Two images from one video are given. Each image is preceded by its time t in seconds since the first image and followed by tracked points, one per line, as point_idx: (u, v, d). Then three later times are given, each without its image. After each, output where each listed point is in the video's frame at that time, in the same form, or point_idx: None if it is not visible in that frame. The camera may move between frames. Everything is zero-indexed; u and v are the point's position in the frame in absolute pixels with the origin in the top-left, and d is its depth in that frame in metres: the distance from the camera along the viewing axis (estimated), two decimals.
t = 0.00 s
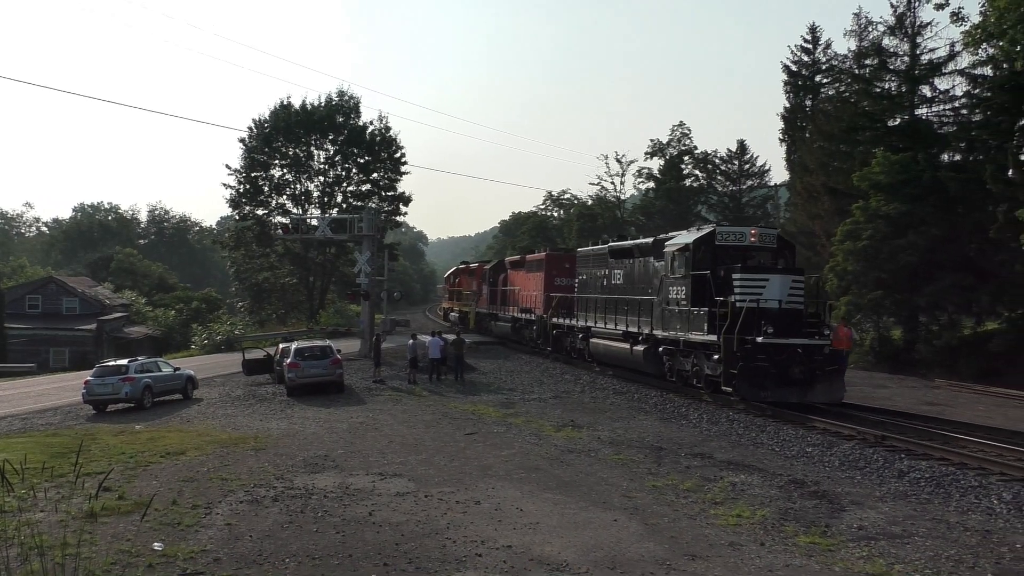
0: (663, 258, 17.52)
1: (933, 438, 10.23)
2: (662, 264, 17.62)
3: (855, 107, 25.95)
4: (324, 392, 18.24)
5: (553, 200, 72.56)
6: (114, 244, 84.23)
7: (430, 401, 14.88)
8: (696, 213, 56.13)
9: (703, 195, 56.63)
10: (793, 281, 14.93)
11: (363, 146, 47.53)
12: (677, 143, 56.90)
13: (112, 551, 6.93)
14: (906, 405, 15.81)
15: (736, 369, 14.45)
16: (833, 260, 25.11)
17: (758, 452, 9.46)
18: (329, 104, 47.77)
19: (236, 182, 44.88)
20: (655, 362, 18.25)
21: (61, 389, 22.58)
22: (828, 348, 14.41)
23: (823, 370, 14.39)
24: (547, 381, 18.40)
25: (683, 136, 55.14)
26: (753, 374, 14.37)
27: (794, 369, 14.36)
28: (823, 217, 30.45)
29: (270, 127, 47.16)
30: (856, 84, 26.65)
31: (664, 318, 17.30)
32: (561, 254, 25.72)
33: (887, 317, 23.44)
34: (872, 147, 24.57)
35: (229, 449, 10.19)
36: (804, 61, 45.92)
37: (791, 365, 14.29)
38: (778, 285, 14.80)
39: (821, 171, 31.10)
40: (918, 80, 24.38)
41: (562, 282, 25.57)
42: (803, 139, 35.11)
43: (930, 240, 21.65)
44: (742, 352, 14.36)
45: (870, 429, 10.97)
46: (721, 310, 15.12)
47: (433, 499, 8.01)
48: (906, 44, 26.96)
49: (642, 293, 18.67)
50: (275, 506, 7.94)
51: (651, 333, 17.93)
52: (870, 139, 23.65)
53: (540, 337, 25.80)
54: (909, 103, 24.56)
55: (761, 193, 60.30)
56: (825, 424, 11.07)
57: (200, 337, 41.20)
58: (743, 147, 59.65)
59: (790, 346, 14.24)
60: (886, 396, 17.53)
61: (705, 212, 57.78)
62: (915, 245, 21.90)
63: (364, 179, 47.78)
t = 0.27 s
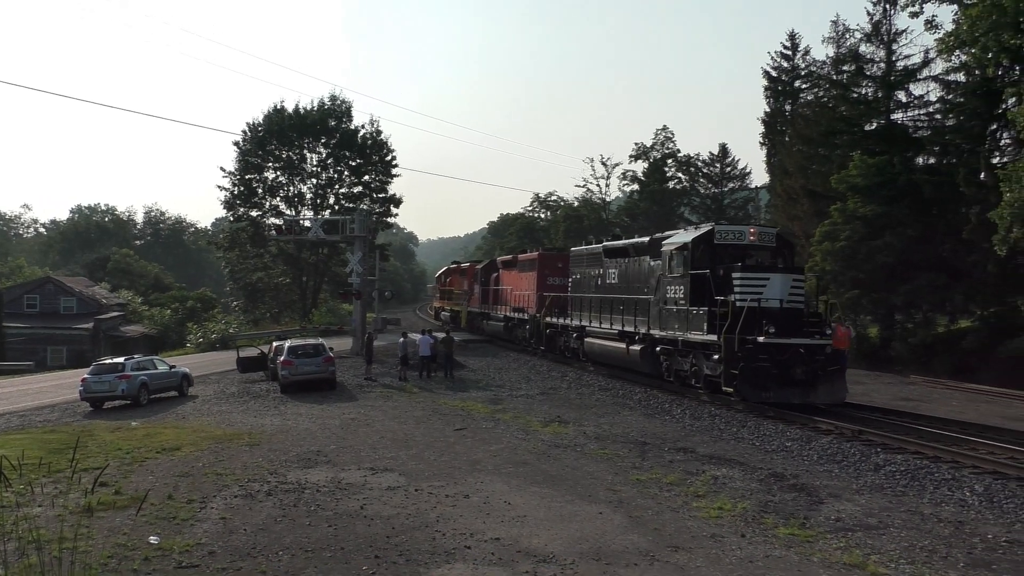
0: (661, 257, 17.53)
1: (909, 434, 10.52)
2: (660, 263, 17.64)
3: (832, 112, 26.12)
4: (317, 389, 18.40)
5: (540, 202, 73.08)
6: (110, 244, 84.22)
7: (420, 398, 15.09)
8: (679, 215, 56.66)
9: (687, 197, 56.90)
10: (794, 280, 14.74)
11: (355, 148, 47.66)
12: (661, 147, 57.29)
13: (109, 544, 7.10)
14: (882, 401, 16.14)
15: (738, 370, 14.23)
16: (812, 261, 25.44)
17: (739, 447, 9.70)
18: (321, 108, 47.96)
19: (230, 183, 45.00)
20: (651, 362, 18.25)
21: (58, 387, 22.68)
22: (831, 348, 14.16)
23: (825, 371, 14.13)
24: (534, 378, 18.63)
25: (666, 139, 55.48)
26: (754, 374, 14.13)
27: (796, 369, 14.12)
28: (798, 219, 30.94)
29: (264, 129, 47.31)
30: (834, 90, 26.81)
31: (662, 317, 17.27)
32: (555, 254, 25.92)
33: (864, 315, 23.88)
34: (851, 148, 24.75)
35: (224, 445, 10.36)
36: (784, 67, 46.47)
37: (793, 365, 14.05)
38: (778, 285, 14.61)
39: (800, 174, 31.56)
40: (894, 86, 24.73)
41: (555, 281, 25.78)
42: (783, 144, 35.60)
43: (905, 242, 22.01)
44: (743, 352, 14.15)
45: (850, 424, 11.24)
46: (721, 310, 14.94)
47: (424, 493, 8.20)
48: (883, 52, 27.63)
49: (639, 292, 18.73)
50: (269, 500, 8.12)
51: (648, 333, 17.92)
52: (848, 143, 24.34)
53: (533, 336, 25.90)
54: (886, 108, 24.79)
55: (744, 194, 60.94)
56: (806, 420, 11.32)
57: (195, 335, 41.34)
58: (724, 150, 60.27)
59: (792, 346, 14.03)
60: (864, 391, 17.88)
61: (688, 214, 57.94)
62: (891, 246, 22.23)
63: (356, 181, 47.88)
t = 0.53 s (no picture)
0: (657, 257, 17.57)
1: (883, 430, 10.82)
2: (655, 263, 17.69)
3: (808, 117, 26.69)
4: (307, 386, 18.57)
5: (526, 203, 73.50)
6: (106, 245, 84.17)
7: (408, 394, 15.32)
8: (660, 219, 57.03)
9: (669, 200, 57.88)
10: (793, 279, 14.73)
11: (345, 151, 47.87)
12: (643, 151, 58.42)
13: (103, 538, 7.27)
14: (859, 396, 16.51)
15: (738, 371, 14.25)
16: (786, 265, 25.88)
17: (719, 442, 9.94)
18: (312, 111, 48.08)
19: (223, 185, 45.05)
20: (646, 361, 18.27)
21: (52, 384, 22.78)
22: (830, 348, 14.14)
23: (825, 371, 14.12)
24: (519, 375, 18.88)
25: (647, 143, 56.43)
26: (754, 374, 14.16)
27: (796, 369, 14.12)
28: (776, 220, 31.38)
29: (255, 132, 47.36)
30: (810, 95, 27.23)
31: (658, 317, 17.29)
32: (546, 253, 26.16)
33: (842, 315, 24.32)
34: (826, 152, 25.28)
35: (217, 440, 10.53)
36: (763, 72, 46.92)
37: (793, 365, 14.04)
38: (777, 283, 14.60)
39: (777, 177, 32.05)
40: (868, 91, 25.43)
41: (546, 280, 25.98)
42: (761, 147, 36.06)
43: (878, 245, 22.54)
44: (743, 352, 14.14)
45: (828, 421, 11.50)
46: (720, 309, 14.90)
47: (412, 487, 8.39)
48: (858, 58, 27.91)
49: (634, 292, 18.80)
50: (260, 495, 8.30)
51: (644, 332, 17.95)
52: (824, 146, 24.88)
53: (524, 335, 26.02)
54: (860, 113, 25.53)
55: (725, 197, 61.61)
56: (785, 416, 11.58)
57: (188, 334, 41.42)
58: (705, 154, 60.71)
59: (792, 346, 14.01)
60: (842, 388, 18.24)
61: (669, 216, 58.93)
62: (865, 248, 22.75)
63: (346, 183, 48.10)
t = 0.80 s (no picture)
0: (650, 254, 17.34)
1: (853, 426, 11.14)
2: (648, 260, 17.47)
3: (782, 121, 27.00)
4: (294, 380, 18.71)
5: (508, 203, 74.14)
6: (97, 242, 83.92)
7: (392, 389, 15.53)
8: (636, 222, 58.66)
9: (646, 200, 59.68)
10: (788, 278, 14.64)
11: (330, 151, 47.98)
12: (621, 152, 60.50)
13: (92, 530, 7.42)
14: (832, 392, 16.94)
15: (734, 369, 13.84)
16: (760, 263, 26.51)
17: (694, 435, 10.21)
18: (298, 111, 48.07)
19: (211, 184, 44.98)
20: (638, 360, 18.02)
21: (40, 379, 22.82)
22: (827, 347, 13.86)
23: (822, 370, 13.84)
24: (501, 370, 19.11)
25: (627, 144, 58.32)
26: (752, 374, 13.75)
27: (794, 368, 13.78)
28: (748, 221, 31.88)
29: (243, 132, 47.26)
30: (784, 99, 27.55)
31: (651, 316, 17.03)
32: (533, 251, 26.39)
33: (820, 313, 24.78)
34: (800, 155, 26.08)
35: (204, 434, 10.68)
36: (737, 77, 47.86)
37: (790, 364, 13.71)
38: (773, 282, 14.47)
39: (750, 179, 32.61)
40: (839, 95, 25.64)
41: (535, 278, 26.20)
42: (734, 149, 36.67)
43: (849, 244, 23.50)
44: (740, 351, 13.76)
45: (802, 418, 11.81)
46: (714, 307, 14.62)
47: (395, 479, 8.60)
48: (829, 63, 28.65)
49: (625, 290, 18.58)
50: (246, 487, 8.47)
51: (636, 330, 17.68)
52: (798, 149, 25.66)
53: (512, 333, 26.09)
54: (831, 117, 25.74)
55: (699, 199, 62.58)
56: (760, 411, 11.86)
57: (177, 329, 41.45)
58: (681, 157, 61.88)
59: (789, 345, 13.71)
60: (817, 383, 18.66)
61: (647, 216, 60.67)
62: (837, 247, 23.65)
63: (332, 182, 48.25)
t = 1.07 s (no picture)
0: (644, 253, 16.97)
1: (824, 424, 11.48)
2: (641, 259, 17.11)
3: (758, 126, 27.25)
4: (281, 377, 18.88)
5: (491, 204, 74.72)
6: (89, 241, 83.70)
7: (378, 385, 15.72)
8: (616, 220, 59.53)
9: (626, 201, 60.90)
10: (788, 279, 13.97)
11: (318, 153, 48.09)
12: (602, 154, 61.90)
13: (83, 523, 7.57)
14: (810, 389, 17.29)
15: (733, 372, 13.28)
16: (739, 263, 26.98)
17: (672, 431, 10.48)
18: (287, 114, 48.15)
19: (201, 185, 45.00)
20: (631, 360, 17.65)
21: (31, 375, 22.91)
22: (828, 348, 13.29)
23: (823, 372, 13.27)
24: (484, 367, 19.28)
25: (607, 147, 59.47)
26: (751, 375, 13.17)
27: (794, 370, 13.21)
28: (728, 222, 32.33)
29: (232, 133, 47.31)
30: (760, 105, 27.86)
31: (645, 316, 16.60)
32: (522, 250, 26.47)
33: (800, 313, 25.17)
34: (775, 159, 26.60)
35: (193, 429, 10.84)
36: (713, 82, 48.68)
37: (791, 366, 13.13)
38: (772, 282, 13.80)
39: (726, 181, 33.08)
40: (813, 100, 25.90)
41: (524, 277, 26.24)
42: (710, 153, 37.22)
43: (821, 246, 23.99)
44: (739, 352, 13.18)
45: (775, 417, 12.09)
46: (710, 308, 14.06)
47: (381, 474, 8.80)
48: (803, 70, 28.75)
49: (618, 289, 18.28)
50: (235, 481, 8.65)
51: (630, 331, 17.29)
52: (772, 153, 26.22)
53: (501, 332, 26.19)
54: (805, 123, 26.02)
55: (680, 199, 63.28)
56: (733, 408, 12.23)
57: (167, 326, 41.52)
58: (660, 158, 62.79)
59: (790, 346, 13.09)
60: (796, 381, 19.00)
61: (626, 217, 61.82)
62: (810, 248, 24.13)
63: (321, 184, 48.31)
